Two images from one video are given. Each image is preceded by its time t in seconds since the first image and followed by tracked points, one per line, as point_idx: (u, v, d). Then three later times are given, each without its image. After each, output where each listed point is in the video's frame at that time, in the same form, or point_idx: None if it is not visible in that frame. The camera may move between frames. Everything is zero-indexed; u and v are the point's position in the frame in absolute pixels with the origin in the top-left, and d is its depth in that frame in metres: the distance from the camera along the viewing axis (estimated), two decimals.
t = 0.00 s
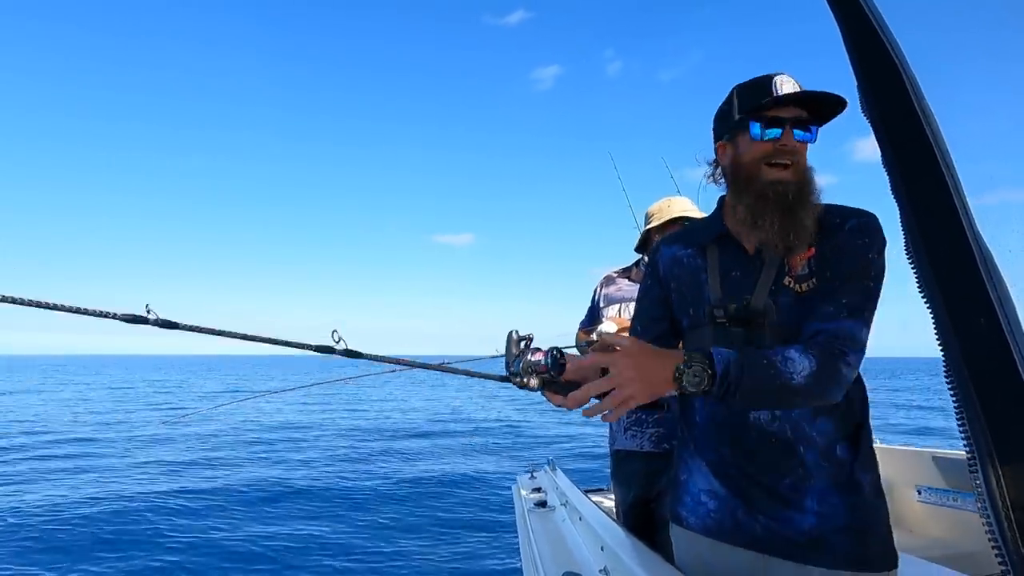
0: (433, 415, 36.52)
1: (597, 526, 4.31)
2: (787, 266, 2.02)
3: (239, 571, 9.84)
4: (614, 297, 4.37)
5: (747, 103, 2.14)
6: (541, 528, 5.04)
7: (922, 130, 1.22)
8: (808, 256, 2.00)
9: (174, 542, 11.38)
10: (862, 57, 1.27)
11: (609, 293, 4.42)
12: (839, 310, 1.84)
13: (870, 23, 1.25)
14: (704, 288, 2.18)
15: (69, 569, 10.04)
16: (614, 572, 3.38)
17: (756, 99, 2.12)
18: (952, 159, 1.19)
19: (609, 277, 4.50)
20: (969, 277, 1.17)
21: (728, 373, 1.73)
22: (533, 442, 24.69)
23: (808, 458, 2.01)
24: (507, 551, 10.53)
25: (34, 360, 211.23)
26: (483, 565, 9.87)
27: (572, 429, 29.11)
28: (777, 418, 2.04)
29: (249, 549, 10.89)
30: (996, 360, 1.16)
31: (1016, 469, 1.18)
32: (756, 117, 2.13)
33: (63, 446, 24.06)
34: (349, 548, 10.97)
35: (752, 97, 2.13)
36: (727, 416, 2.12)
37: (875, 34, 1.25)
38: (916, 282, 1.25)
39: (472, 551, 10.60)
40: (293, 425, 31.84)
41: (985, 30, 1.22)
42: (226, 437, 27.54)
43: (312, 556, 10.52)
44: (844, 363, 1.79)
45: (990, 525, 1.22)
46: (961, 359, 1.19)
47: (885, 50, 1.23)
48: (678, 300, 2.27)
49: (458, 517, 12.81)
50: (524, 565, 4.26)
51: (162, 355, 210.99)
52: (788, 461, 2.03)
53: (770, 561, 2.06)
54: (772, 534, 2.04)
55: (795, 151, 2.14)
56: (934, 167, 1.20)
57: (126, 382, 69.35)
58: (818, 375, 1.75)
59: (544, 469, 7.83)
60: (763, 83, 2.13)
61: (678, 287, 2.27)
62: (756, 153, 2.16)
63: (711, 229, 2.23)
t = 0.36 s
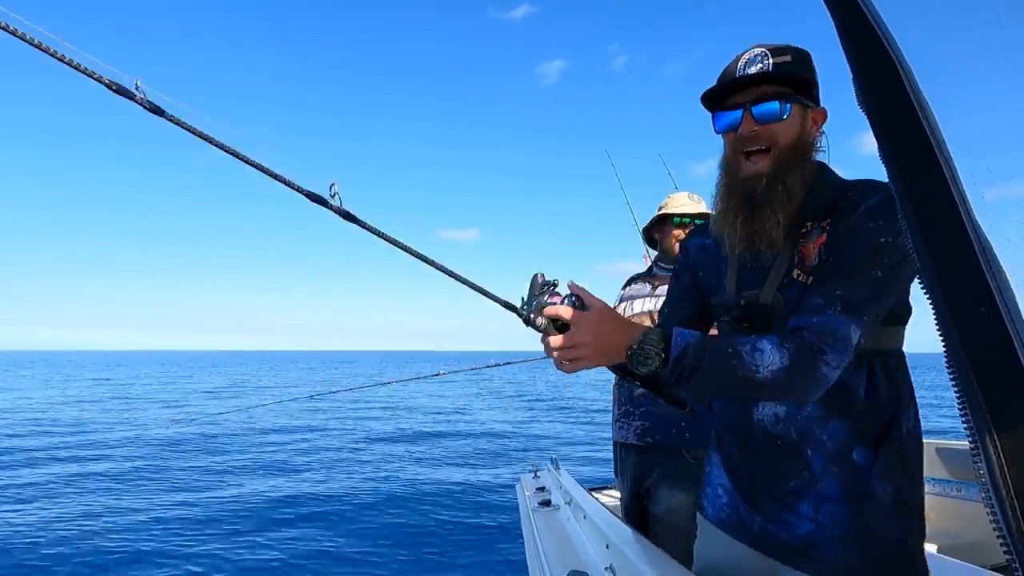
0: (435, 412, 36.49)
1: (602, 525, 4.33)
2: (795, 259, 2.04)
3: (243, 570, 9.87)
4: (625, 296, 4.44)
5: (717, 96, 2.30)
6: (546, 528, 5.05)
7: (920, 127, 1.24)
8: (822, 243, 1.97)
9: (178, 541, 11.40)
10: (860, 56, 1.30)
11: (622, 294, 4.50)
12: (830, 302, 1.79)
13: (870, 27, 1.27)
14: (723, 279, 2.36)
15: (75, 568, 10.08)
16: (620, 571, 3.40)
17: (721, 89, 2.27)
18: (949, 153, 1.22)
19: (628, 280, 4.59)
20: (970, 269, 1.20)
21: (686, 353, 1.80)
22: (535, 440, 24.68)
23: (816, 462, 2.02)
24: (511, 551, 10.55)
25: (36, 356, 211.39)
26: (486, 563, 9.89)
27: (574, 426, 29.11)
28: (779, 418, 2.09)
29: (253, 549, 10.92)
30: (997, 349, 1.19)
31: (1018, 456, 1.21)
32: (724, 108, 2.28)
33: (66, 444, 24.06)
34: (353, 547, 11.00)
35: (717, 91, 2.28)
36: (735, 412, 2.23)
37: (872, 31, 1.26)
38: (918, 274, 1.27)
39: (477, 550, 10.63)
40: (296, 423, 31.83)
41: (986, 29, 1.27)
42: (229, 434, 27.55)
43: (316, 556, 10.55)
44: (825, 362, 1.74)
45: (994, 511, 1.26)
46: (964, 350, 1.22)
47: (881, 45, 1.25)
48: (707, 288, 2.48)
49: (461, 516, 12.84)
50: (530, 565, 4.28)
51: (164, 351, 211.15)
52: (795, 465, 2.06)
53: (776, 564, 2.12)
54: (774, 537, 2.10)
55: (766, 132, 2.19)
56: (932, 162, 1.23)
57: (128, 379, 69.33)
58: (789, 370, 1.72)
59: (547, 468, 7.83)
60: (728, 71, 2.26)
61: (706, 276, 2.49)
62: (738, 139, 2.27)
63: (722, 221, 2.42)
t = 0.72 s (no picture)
0: (435, 412, 36.42)
1: (602, 525, 4.33)
2: (810, 250, 2.06)
3: (241, 568, 9.89)
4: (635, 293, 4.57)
5: (719, 75, 2.29)
6: (545, 528, 5.05)
7: (919, 125, 1.25)
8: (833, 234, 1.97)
9: (176, 540, 11.39)
10: (860, 54, 1.30)
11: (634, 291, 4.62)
12: (862, 281, 1.74)
13: (871, 27, 1.28)
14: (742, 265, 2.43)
15: (72, 567, 10.06)
16: (619, 571, 3.41)
17: (723, 67, 2.27)
18: (947, 151, 1.23)
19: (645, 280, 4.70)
20: (970, 271, 1.20)
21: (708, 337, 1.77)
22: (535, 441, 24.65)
23: (839, 467, 2.01)
24: (510, 552, 10.53)
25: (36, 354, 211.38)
26: (485, 564, 9.89)
27: (575, 427, 29.04)
28: (800, 422, 2.08)
29: (251, 548, 10.91)
30: (996, 349, 1.19)
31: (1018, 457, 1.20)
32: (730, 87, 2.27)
33: (64, 443, 24.02)
34: (351, 547, 10.99)
35: (719, 69, 2.28)
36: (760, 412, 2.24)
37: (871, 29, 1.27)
38: (918, 274, 1.27)
39: (475, 551, 10.61)
40: (295, 423, 31.80)
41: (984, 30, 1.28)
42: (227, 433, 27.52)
43: (314, 556, 10.54)
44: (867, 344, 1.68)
45: (993, 512, 1.25)
46: (964, 352, 1.21)
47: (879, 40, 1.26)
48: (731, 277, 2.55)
49: (461, 516, 12.82)
50: (529, 565, 4.29)
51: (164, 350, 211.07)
52: (820, 468, 2.07)
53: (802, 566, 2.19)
54: (798, 539, 2.16)
55: (773, 108, 2.19)
56: (930, 160, 1.24)
57: (127, 378, 69.24)
58: (825, 354, 1.67)
59: (547, 468, 7.83)
60: (731, 45, 2.26)
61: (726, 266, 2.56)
62: (743, 119, 2.28)
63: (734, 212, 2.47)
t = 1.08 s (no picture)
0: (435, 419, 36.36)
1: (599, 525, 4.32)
2: (805, 250, 2.04)
3: None
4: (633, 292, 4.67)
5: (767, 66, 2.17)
6: (542, 529, 5.04)
7: (923, 128, 1.22)
8: (837, 237, 1.97)
9: (172, 548, 11.36)
10: (861, 55, 1.27)
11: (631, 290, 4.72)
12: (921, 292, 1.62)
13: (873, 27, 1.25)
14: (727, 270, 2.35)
15: None
16: (615, 571, 3.39)
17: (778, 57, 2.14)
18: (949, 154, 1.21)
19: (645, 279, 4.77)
20: (971, 276, 1.18)
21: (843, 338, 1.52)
22: (535, 448, 24.58)
23: (819, 467, 1.99)
24: (507, 560, 10.48)
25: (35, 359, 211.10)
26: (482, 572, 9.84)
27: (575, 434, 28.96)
28: (782, 422, 2.07)
29: (247, 557, 10.87)
30: (996, 355, 1.17)
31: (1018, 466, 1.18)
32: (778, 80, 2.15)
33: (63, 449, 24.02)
34: (348, 556, 10.94)
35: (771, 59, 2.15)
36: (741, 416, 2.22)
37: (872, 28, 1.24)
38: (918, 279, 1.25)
39: (473, 560, 10.57)
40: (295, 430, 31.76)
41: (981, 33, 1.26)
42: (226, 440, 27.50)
43: (310, 565, 10.50)
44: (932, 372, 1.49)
45: (991, 518, 1.24)
46: (965, 358, 1.19)
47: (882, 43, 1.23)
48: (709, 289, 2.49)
49: (459, 525, 12.76)
50: (526, 564, 4.28)
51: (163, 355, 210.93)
52: (799, 469, 2.04)
53: None
54: (772, 544, 2.13)
55: (825, 110, 2.12)
56: (935, 163, 1.21)
57: (127, 384, 69.28)
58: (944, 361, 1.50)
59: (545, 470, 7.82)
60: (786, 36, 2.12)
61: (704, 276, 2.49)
62: (789, 115, 2.16)
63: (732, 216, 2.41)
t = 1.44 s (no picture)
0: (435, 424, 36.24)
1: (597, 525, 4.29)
2: (797, 261, 2.02)
3: None
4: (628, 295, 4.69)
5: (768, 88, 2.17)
6: (540, 529, 5.01)
7: (927, 136, 1.19)
8: (829, 253, 1.96)
9: (170, 555, 11.33)
10: (865, 58, 1.25)
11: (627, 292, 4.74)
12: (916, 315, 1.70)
13: (875, 30, 1.22)
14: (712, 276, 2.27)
15: None
16: (613, 572, 3.36)
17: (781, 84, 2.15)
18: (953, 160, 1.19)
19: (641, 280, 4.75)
20: (972, 282, 1.16)
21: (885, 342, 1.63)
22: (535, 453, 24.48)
23: (811, 464, 1.98)
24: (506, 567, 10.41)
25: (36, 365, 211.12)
26: None
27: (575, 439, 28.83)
28: (775, 420, 2.04)
29: (244, 565, 10.82)
30: (996, 362, 1.15)
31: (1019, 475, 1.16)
32: (779, 104, 2.16)
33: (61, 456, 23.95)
34: (346, 563, 10.89)
35: (773, 82, 2.16)
36: (730, 416, 2.15)
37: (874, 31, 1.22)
38: (918, 285, 1.22)
39: (472, 566, 10.50)
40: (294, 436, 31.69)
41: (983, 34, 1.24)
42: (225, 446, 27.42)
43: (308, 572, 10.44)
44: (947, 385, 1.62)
45: (990, 525, 1.21)
46: (965, 364, 1.17)
47: (883, 43, 1.21)
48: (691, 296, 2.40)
49: (458, 532, 12.69)
50: (523, 564, 4.25)
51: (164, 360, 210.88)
52: (791, 467, 2.01)
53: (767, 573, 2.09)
54: (763, 546, 2.08)
55: (817, 138, 2.16)
56: (938, 169, 1.18)
57: (127, 391, 69.19)
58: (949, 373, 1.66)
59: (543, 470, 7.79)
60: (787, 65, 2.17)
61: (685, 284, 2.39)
62: (784, 138, 2.17)
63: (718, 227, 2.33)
